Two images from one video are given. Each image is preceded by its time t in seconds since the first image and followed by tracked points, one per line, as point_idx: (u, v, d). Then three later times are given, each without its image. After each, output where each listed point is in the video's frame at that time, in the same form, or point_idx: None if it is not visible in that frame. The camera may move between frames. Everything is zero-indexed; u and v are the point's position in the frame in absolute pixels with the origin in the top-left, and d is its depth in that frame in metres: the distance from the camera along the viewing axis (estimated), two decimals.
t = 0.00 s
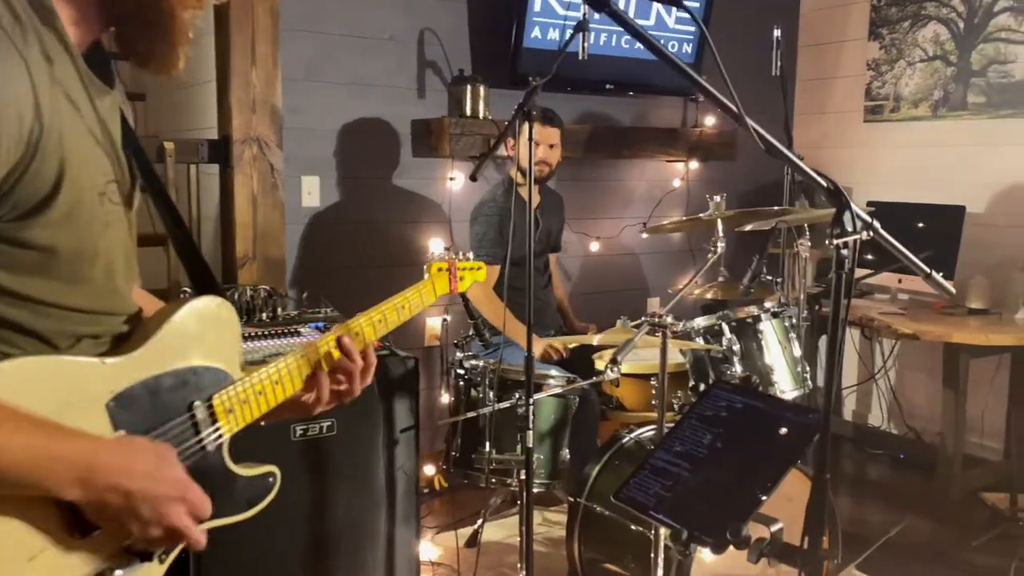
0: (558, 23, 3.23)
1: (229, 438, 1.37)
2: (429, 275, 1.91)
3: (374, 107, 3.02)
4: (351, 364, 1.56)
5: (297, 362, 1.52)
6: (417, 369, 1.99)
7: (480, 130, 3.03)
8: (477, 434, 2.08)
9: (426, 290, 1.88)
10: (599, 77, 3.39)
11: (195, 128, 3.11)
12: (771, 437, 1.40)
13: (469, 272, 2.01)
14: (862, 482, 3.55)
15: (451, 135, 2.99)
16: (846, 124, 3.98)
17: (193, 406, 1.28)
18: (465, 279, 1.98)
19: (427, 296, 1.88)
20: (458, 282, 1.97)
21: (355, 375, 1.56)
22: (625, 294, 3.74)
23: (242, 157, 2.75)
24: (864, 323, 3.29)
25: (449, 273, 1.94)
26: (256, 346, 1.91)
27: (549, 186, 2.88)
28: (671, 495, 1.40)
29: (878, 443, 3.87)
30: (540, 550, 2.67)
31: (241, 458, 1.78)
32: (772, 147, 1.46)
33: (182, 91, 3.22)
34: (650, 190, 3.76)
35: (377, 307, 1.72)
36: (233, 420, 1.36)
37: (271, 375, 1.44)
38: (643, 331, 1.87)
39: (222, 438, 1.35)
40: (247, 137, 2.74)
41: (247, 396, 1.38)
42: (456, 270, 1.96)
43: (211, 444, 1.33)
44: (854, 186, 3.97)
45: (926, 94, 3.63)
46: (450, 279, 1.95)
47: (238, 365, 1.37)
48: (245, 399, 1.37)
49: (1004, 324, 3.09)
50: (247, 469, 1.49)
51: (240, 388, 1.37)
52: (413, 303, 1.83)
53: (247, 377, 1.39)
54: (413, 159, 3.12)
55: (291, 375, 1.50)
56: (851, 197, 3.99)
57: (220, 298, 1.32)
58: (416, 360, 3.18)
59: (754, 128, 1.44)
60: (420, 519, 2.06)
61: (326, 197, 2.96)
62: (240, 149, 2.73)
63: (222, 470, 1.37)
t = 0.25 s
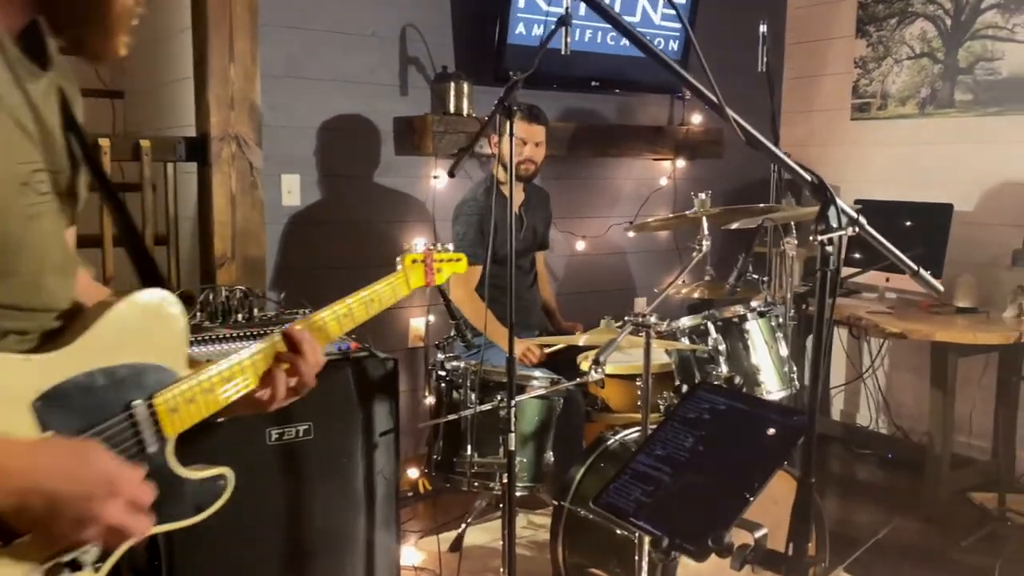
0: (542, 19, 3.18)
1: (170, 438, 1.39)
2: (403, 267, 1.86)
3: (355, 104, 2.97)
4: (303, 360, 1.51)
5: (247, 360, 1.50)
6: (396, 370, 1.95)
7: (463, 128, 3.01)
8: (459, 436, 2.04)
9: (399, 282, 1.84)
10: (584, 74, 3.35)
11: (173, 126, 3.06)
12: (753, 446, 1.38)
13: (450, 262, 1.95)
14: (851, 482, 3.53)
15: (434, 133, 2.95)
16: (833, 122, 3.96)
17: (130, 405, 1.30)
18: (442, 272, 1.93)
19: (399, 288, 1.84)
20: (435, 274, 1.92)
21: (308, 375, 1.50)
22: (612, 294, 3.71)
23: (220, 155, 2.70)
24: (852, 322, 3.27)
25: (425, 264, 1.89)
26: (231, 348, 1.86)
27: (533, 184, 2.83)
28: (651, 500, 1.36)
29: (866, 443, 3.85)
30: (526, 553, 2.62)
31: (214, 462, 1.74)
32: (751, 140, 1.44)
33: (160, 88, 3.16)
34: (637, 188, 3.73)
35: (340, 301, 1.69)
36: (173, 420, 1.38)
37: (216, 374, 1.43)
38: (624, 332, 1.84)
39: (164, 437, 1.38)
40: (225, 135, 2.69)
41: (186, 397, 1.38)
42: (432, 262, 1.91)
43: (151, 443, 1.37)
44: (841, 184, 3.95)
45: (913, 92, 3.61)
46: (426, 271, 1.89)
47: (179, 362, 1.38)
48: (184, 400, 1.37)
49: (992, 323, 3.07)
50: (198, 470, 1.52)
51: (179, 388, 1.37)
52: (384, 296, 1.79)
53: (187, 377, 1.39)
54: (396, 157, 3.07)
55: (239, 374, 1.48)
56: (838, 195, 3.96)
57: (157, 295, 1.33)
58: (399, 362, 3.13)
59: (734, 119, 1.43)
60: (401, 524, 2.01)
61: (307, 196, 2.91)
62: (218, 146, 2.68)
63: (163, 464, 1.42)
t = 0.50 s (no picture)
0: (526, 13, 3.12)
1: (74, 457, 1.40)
2: (341, 279, 1.78)
3: (335, 102, 2.91)
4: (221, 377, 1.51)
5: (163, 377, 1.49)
6: (371, 376, 1.90)
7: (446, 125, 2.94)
8: (436, 444, 1.99)
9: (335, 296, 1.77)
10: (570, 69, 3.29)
11: (149, 123, 2.99)
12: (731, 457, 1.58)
13: (394, 272, 1.88)
14: (841, 482, 3.49)
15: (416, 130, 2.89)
16: (824, 118, 3.90)
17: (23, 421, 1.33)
18: (385, 284, 1.85)
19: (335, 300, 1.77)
20: (375, 286, 1.84)
21: (228, 395, 1.52)
22: (600, 293, 3.65)
23: (196, 152, 2.63)
24: (842, 321, 3.22)
25: (365, 276, 1.82)
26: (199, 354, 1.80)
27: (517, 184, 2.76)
28: (624, 520, 1.60)
29: (857, 442, 3.81)
30: (510, 559, 2.57)
31: (180, 473, 1.69)
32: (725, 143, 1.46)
33: (135, 85, 3.08)
34: (625, 186, 3.67)
35: (269, 317, 1.63)
36: (78, 439, 1.39)
37: (124, 392, 1.43)
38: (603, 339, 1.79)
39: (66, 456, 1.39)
40: (200, 132, 2.62)
41: (90, 417, 1.39)
42: (374, 274, 1.83)
43: (52, 462, 1.38)
44: (832, 181, 3.90)
45: (904, 87, 3.56)
46: (366, 284, 1.82)
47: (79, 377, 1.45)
48: (87, 420, 1.38)
49: (984, 322, 3.02)
50: (100, 494, 1.49)
51: (81, 409, 1.38)
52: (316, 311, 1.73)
53: (91, 396, 1.40)
54: (379, 155, 3.01)
55: (154, 392, 1.47)
56: (829, 191, 3.92)
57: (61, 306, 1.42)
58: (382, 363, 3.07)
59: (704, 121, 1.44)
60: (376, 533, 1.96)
61: (286, 195, 2.85)
62: (193, 145, 2.61)
63: (62, 488, 1.43)
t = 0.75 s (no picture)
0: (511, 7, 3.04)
1: None
2: (262, 295, 1.72)
3: (314, 98, 2.82)
4: (115, 402, 1.31)
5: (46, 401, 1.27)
6: (341, 385, 1.82)
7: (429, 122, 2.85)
8: (410, 454, 1.91)
9: (256, 311, 1.68)
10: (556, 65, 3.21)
11: (121, 121, 2.90)
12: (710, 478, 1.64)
13: (322, 292, 1.78)
14: (836, 486, 3.41)
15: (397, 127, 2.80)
16: (817, 114, 3.83)
17: None
18: (310, 301, 1.77)
19: (257, 317, 1.68)
20: (301, 303, 1.76)
21: (123, 420, 1.31)
22: (588, 294, 3.57)
23: (167, 151, 2.55)
24: (836, 322, 3.14)
25: (290, 293, 1.75)
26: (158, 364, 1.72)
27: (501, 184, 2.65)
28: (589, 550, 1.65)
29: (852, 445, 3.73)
30: (493, 570, 2.49)
31: (136, 489, 1.61)
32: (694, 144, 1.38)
33: (108, 81, 2.99)
34: (614, 184, 3.59)
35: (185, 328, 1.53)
36: None
37: None
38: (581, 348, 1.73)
39: None
40: (171, 131, 2.53)
41: None
42: (298, 290, 1.76)
43: None
44: (826, 178, 3.82)
45: (899, 83, 3.48)
46: (290, 300, 1.75)
47: None
48: None
49: (981, 323, 2.95)
50: None
51: None
52: (234, 327, 1.63)
53: None
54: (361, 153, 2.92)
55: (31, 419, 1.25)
56: (823, 189, 3.84)
57: None
58: (363, 367, 2.99)
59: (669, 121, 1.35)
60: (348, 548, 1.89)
61: (263, 195, 2.76)
62: (164, 143, 2.53)
63: None
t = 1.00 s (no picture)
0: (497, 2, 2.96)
1: None
2: (180, 286, 1.63)
3: (291, 95, 2.74)
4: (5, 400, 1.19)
5: None
6: (309, 393, 1.73)
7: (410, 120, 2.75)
8: (383, 465, 1.83)
9: (172, 304, 1.61)
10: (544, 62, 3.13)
11: (94, 119, 2.81)
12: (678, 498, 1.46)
13: (246, 284, 1.70)
14: (831, 494, 3.33)
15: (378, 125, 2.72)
16: (812, 113, 3.75)
17: None
18: (234, 295, 1.68)
19: (173, 309, 1.60)
20: (224, 296, 1.68)
21: (12, 423, 1.18)
22: (577, 297, 3.49)
23: (137, 150, 2.46)
24: (830, 326, 3.06)
25: (211, 285, 1.66)
26: (114, 371, 1.63)
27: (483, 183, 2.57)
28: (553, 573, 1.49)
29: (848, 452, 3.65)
30: None
31: (88, 503, 1.52)
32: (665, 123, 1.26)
33: (82, 78, 2.91)
34: (604, 184, 3.52)
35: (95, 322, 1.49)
36: None
37: None
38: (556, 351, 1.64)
39: None
40: (142, 129, 2.45)
41: None
42: (220, 283, 1.67)
43: None
44: (821, 179, 3.74)
45: (895, 81, 3.41)
46: (212, 293, 1.66)
47: None
48: None
49: (979, 327, 2.87)
50: None
51: None
52: (148, 321, 1.56)
53: None
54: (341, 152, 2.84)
55: None
56: (818, 190, 3.76)
57: None
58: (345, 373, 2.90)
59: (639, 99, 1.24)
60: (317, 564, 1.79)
61: (239, 195, 2.67)
62: (134, 142, 2.44)
63: None
